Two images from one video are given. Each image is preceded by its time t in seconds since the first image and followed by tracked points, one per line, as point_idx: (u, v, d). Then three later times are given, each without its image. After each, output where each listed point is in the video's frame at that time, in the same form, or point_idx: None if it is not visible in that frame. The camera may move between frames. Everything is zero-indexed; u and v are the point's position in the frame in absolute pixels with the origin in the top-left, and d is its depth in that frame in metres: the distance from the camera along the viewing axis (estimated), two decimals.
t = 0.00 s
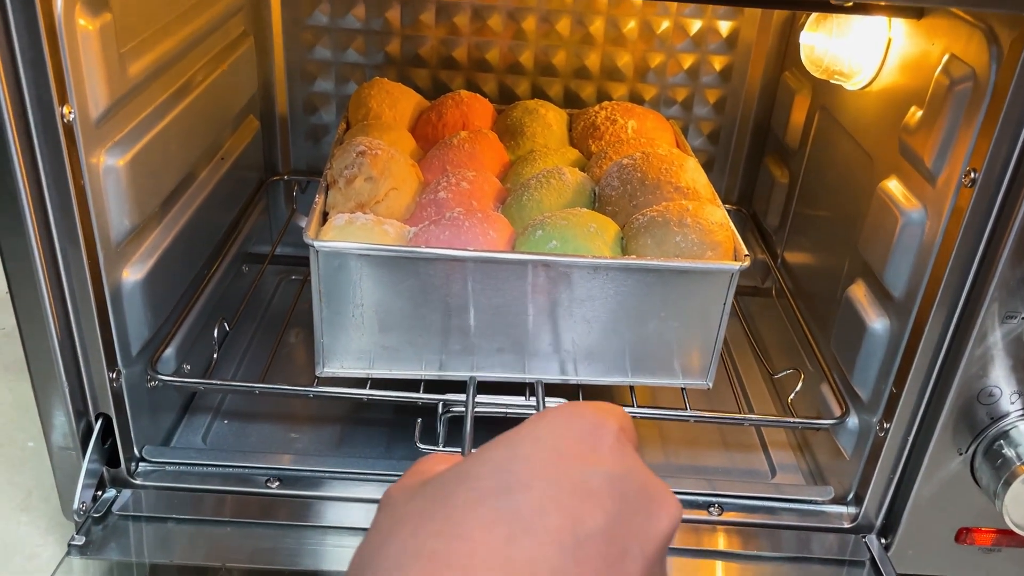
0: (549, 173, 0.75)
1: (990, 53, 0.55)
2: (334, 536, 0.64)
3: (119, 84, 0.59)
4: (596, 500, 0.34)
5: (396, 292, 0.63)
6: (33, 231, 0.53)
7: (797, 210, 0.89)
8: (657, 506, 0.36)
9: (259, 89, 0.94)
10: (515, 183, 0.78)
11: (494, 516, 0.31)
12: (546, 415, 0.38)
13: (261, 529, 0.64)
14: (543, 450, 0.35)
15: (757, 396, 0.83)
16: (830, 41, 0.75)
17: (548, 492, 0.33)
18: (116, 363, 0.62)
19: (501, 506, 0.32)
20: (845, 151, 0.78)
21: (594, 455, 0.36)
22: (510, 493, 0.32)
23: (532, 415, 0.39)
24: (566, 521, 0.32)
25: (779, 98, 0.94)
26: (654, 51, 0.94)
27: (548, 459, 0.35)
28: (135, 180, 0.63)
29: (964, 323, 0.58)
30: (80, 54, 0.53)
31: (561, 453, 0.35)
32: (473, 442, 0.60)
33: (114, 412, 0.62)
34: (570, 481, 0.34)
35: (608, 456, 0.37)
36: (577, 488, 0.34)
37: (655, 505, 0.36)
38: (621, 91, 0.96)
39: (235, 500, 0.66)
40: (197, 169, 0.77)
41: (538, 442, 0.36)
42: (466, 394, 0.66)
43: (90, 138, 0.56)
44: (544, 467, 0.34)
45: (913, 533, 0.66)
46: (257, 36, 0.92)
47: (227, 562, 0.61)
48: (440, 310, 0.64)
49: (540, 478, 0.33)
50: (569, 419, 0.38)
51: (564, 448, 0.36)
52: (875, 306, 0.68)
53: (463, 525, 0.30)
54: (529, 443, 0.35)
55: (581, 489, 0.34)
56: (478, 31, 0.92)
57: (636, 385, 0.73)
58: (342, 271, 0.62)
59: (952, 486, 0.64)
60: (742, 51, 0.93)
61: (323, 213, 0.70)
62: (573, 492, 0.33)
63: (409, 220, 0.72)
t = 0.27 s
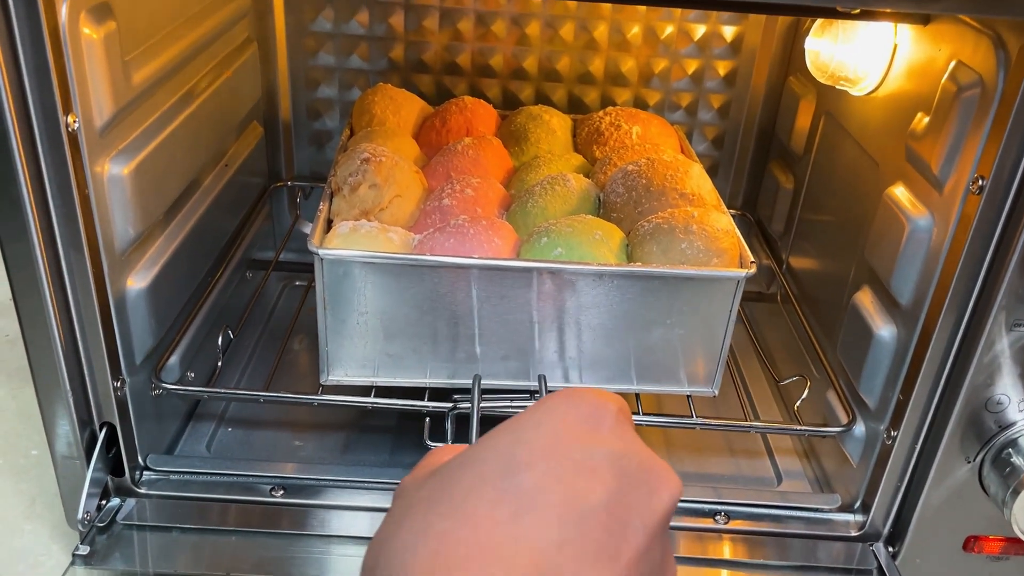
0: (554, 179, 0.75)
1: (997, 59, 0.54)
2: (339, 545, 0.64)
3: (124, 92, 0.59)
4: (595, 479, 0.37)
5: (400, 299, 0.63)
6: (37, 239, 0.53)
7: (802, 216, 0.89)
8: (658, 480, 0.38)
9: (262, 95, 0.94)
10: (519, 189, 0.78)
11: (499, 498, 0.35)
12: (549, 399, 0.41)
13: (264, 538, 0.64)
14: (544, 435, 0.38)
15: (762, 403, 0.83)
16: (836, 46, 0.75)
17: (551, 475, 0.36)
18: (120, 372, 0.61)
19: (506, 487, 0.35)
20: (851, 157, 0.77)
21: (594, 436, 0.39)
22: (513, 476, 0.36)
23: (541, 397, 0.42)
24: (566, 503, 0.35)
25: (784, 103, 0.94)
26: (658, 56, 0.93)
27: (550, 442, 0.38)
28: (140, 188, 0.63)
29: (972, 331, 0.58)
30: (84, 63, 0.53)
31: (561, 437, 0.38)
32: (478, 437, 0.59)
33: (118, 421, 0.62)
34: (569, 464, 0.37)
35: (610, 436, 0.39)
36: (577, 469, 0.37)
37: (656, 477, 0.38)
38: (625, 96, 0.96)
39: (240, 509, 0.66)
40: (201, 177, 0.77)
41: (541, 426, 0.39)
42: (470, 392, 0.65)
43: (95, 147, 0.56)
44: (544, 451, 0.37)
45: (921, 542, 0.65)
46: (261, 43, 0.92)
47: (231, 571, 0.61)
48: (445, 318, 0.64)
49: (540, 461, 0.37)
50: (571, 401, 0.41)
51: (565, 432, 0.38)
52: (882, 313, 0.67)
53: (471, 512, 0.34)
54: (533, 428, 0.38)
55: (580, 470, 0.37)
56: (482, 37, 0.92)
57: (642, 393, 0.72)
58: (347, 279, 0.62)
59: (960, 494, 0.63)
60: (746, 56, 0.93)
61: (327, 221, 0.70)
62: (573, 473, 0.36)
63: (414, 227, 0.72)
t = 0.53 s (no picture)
0: (550, 173, 0.76)
1: (987, 50, 0.55)
2: (338, 534, 0.64)
3: (124, 85, 0.60)
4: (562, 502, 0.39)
5: (398, 290, 0.64)
6: (40, 231, 0.53)
7: (798, 210, 0.89)
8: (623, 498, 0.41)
9: (262, 91, 0.95)
10: (516, 183, 0.78)
11: (470, 523, 0.36)
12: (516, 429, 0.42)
13: (265, 526, 0.64)
14: (511, 461, 0.40)
15: (759, 395, 0.84)
16: (830, 41, 0.75)
17: (517, 500, 0.38)
18: (122, 362, 0.62)
19: (473, 515, 0.37)
20: (845, 151, 0.78)
21: (560, 461, 0.41)
22: (481, 504, 0.37)
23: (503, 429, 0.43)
24: (534, 526, 0.37)
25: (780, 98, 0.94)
26: (655, 52, 0.94)
27: (519, 468, 0.39)
28: (141, 181, 0.63)
29: (964, 319, 0.59)
30: (85, 56, 0.54)
31: (528, 465, 0.40)
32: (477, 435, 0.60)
33: (120, 411, 0.63)
34: (536, 489, 0.38)
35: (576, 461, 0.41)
36: (543, 493, 0.38)
37: (619, 497, 0.40)
38: (622, 92, 0.97)
39: (240, 498, 0.66)
40: (201, 171, 0.78)
41: (509, 454, 0.40)
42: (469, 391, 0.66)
43: (96, 139, 0.57)
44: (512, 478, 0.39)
45: (914, 530, 0.66)
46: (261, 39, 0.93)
47: (233, 559, 0.62)
48: (442, 309, 0.65)
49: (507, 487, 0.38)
50: (536, 430, 0.42)
51: (531, 458, 0.40)
52: (876, 304, 0.68)
53: (443, 535, 0.35)
54: (501, 455, 0.40)
55: (547, 493, 0.38)
56: (480, 33, 0.93)
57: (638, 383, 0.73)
58: (345, 270, 0.62)
59: (953, 482, 0.64)
60: (743, 51, 0.94)
61: (326, 213, 0.71)
62: (539, 497, 0.38)
63: (412, 220, 0.72)
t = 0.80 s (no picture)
0: (555, 172, 0.75)
1: (996, 48, 0.55)
2: (342, 536, 0.64)
3: (128, 85, 0.60)
4: (526, 505, 0.46)
5: (402, 291, 0.63)
6: (42, 232, 0.53)
7: (803, 210, 0.89)
8: (589, 481, 0.47)
9: (265, 92, 0.94)
10: (521, 183, 0.78)
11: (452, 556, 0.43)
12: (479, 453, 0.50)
13: (268, 528, 0.64)
14: (474, 478, 0.47)
15: (764, 396, 0.83)
16: (836, 39, 0.75)
17: (481, 514, 0.45)
18: (124, 364, 0.62)
19: (446, 540, 0.45)
20: (852, 150, 0.78)
21: (520, 470, 0.48)
22: (453, 526, 0.45)
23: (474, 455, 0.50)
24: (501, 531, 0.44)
25: (785, 97, 0.94)
26: (660, 52, 0.94)
27: (484, 484, 0.47)
28: (144, 181, 0.63)
29: (972, 320, 0.58)
30: (88, 56, 0.54)
31: (491, 480, 0.47)
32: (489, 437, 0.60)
33: (123, 412, 0.62)
34: (500, 500, 0.46)
35: (533, 467, 0.48)
36: (507, 499, 0.46)
37: (585, 486, 0.47)
38: (626, 92, 0.96)
39: (244, 500, 0.66)
40: (205, 171, 0.78)
41: (471, 476, 0.47)
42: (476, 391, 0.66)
43: (99, 138, 0.57)
44: (475, 498, 0.46)
45: (922, 532, 0.65)
46: (264, 39, 0.92)
47: (236, 561, 0.62)
48: (447, 309, 0.64)
49: (472, 506, 0.46)
50: (495, 450, 0.49)
51: (490, 474, 0.47)
52: (883, 304, 0.68)
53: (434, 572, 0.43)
54: (464, 482, 0.47)
55: (508, 498, 0.46)
56: (484, 33, 0.93)
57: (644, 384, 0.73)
58: (349, 271, 0.62)
59: (961, 483, 0.63)
60: (748, 50, 0.93)
61: (330, 214, 0.70)
62: (502, 503, 0.46)
63: (416, 220, 0.72)
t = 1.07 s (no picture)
0: (559, 179, 0.75)
1: (1005, 55, 0.54)
2: (344, 546, 0.63)
3: (128, 92, 0.59)
4: (531, 500, 0.43)
5: (405, 299, 0.63)
6: (43, 242, 0.53)
7: (809, 215, 0.88)
8: (594, 483, 0.45)
9: (267, 97, 0.94)
10: (524, 189, 0.77)
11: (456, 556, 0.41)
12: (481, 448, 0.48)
13: (270, 539, 0.63)
14: (475, 474, 0.45)
15: (770, 403, 0.83)
16: (843, 44, 0.74)
17: (484, 510, 0.42)
18: (126, 373, 0.61)
19: (445, 539, 0.42)
20: (858, 156, 0.77)
21: (522, 465, 0.46)
22: (453, 521, 0.42)
23: (473, 452, 0.49)
24: (505, 527, 0.42)
25: (791, 101, 0.93)
26: (664, 56, 0.93)
27: (485, 480, 0.44)
28: (145, 189, 0.63)
29: (982, 329, 0.57)
30: (89, 64, 0.53)
31: (491, 475, 0.45)
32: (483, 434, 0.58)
33: (124, 422, 0.62)
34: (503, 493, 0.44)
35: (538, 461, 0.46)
36: (511, 496, 0.43)
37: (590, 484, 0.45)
38: (630, 96, 0.96)
39: (245, 510, 0.65)
40: (207, 177, 0.77)
41: (472, 471, 0.45)
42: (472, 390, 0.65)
43: (99, 147, 0.56)
44: (477, 494, 0.44)
45: (930, 543, 0.64)
46: (266, 44, 0.92)
47: (237, 572, 0.61)
48: (450, 318, 0.64)
49: (474, 501, 0.43)
50: (498, 445, 0.47)
51: (493, 469, 0.45)
52: (890, 312, 0.67)
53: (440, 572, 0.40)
54: (465, 478, 0.45)
55: (513, 494, 0.44)
56: (487, 38, 0.92)
57: (649, 393, 0.72)
58: (351, 280, 0.62)
59: (970, 494, 0.62)
60: (753, 55, 0.93)
61: (332, 221, 0.70)
62: (506, 499, 0.43)
63: (419, 227, 0.71)
